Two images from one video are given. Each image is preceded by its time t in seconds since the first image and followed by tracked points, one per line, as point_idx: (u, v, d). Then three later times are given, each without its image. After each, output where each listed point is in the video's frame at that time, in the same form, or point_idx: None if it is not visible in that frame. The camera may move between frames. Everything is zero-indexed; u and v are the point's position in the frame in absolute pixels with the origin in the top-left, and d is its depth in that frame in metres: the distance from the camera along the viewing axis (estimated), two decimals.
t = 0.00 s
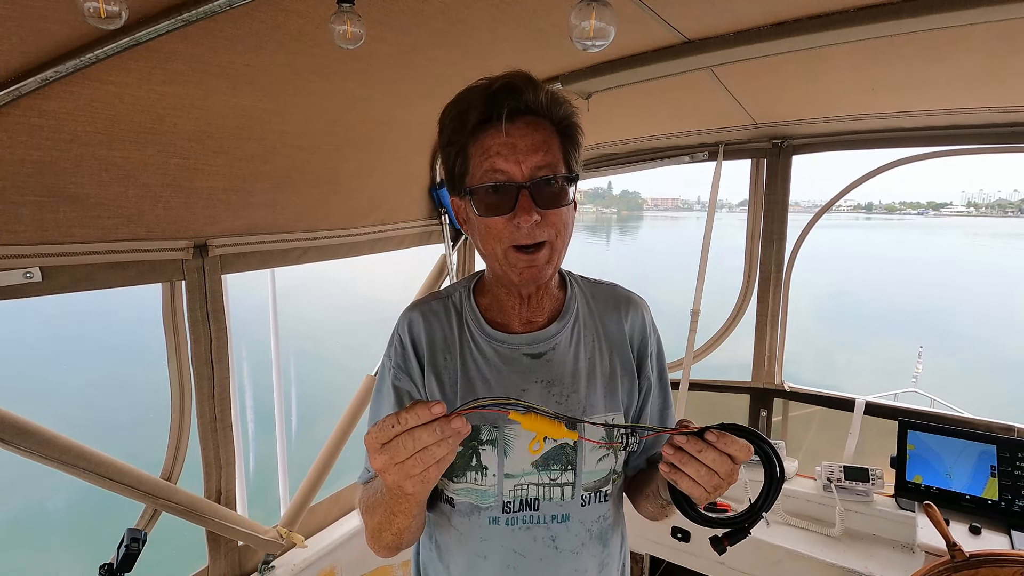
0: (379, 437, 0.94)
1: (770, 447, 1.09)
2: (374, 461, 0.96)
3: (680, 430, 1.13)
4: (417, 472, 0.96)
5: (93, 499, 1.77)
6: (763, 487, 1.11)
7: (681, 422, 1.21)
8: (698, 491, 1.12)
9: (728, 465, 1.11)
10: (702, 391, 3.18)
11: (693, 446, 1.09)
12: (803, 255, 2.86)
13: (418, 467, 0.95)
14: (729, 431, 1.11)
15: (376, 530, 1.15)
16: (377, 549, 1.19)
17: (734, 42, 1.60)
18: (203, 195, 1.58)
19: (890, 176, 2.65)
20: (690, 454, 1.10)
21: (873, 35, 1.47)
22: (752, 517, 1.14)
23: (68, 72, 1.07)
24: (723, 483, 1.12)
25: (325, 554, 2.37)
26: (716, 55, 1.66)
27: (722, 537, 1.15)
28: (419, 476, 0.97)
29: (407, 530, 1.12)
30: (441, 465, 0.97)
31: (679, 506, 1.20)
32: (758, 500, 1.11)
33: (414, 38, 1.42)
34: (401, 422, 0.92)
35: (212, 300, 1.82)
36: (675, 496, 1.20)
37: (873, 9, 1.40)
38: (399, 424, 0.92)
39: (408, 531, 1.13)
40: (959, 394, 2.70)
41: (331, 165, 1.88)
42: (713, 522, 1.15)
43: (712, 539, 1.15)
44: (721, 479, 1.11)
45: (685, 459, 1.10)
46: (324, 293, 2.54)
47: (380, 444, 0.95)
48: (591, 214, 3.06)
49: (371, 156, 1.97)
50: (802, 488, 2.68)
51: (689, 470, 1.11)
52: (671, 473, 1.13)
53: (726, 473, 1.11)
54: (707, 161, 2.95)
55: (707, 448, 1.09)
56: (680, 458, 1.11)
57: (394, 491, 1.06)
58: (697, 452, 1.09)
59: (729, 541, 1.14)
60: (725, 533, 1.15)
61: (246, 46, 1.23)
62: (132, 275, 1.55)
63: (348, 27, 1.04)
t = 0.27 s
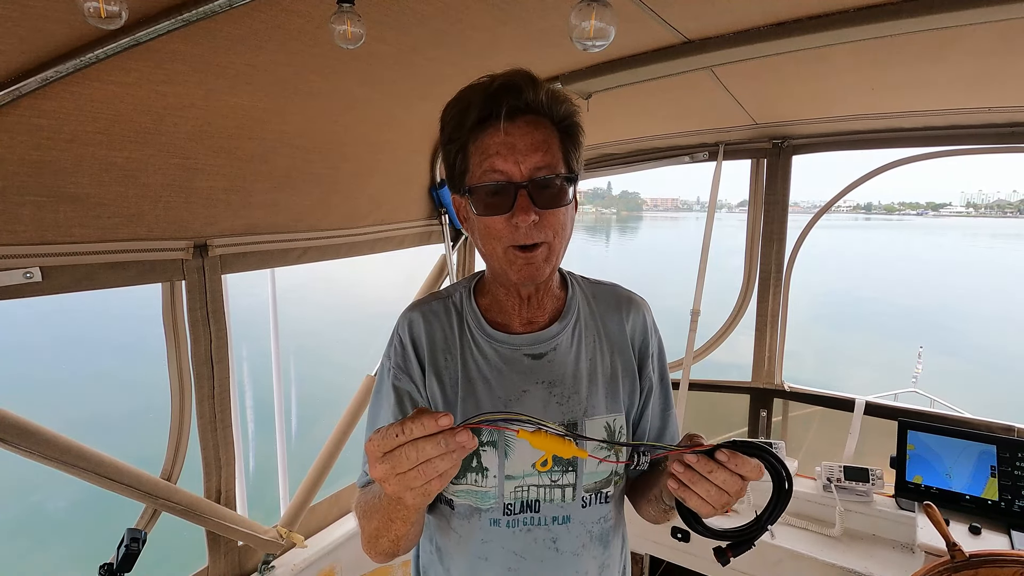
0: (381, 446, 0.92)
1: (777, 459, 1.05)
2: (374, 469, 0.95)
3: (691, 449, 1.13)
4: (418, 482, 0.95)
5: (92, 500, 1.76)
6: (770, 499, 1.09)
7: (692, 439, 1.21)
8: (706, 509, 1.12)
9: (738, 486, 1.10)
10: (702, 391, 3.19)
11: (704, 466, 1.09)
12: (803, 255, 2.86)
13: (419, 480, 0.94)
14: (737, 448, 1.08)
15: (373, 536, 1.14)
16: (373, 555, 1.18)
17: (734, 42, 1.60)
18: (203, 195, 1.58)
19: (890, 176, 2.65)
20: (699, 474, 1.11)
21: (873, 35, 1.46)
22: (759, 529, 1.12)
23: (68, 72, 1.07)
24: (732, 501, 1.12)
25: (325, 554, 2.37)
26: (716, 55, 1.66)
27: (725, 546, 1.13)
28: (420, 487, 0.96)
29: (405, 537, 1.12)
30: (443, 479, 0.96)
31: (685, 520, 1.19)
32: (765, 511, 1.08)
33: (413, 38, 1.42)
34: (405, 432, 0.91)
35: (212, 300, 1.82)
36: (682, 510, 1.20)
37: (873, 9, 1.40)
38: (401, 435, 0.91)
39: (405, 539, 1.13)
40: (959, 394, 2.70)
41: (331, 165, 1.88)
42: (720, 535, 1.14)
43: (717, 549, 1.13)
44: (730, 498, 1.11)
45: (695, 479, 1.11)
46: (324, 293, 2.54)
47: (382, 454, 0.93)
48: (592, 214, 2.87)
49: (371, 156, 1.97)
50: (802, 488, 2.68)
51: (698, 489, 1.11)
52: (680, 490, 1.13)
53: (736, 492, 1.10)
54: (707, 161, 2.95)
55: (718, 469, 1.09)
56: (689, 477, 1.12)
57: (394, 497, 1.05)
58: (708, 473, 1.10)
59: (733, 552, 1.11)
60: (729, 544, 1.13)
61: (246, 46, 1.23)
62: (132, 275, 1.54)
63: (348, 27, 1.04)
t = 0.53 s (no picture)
0: (383, 434, 0.92)
1: (778, 469, 1.06)
2: (375, 458, 0.95)
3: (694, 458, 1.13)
4: (417, 472, 0.94)
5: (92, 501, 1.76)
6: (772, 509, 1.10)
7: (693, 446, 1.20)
8: (708, 519, 1.12)
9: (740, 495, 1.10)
10: (702, 391, 3.19)
11: (707, 477, 1.09)
12: (804, 255, 2.86)
13: (418, 471, 0.94)
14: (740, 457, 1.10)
15: (370, 538, 1.14)
16: (369, 556, 1.18)
17: (734, 42, 1.60)
18: (203, 195, 1.58)
19: (890, 176, 2.65)
20: (702, 484, 1.10)
21: (872, 35, 1.47)
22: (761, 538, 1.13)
23: (68, 72, 1.07)
24: (735, 511, 1.12)
25: (325, 555, 2.37)
26: (715, 55, 1.66)
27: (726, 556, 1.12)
28: (419, 479, 0.96)
29: (402, 539, 1.12)
30: (441, 473, 0.96)
31: (687, 531, 1.19)
32: (767, 520, 1.09)
33: (413, 38, 1.42)
34: (408, 420, 0.91)
35: (212, 300, 1.82)
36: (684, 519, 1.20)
37: (873, 9, 1.40)
38: (403, 423, 0.91)
39: (402, 541, 1.13)
40: (959, 395, 2.69)
41: (331, 165, 1.88)
42: (721, 543, 1.13)
43: (717, 559, 1.12)
44: (733, 508, 1.11)
45: (697, 488, 1.11)
46: (324, 293, 2.54)
47: (383, 442, 0.93)
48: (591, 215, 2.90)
49: (371, 156, 1.97)
50: (802, 489, 2.68)
51: (701, 499, 1.11)
52: (682, 499, 1.13)
53: (739, 502, 1.10)
54: (707, 161, 2.95)
55: (721, 479, 1.09)
56: (692, 486, 1.11)
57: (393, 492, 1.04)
58: (711, 483, 1.09)
59: (733, 561, 1.11)
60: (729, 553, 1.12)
61: (245, 46, 1.23)
62: (132, 275, 1.54)
63: (348, 27, 1.04)
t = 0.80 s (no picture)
0: (386, 443, 0.92)
1: (790, 470, 1.07)
2: (374, 467, 0.94)
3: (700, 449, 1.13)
4: (414, 486, 0.94)
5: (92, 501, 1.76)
6: (777, 508, 1.10)
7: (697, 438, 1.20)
8: (714, 511, 1.12)
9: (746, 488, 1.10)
10: (702, 391, 3.19)
11: (714, 467, 1.09)
12: (803, 255, 2.85)
13: (416, 485, 0.94)
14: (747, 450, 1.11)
15: (366, 543, 1.13)
16: (365, 562, 1.17)
17: (734, 42, 1.60)
18: (203, 195, 1.58)
19: (889, 176, 2.65)
20: (709, 474, 1.10)
21: (872, 35, 1.47)
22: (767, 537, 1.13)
23: (68, 72, 1.07)
24: (739, 504, 1.12)
25: (325, 554, 2.37)
26: (716, 55, 1.66)
27: (732, 558, 1.13)
28: (418, 492, 0.96)
29: (399, 548, 1.12)
30: (438, 491, 0.96)
31: (693, 527, 1.18)
32: (772, 520, 1.10)
33: (413, 38, 1.41)
34: (410, 432, 0.91)
35: (212, 300, 1.82)
36: (689, 514, 1.19)
37: (873, 9, 1.40)
38: (405, 434, 0.91)
39: (398, 549, 1.13)
40: (959, 395, 2.69)
41: (331, 165, 1.88)
42: (726, 543, 1.14)
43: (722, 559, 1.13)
44: (739, 501, 1.11)
45: (704, 478, 1.10)
46: (324, 293, 2.54)
47: (383, 452, 0.93)
48: (591, 216, 2.89)
49: (371, 156, 1.97)
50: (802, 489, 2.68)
51: (708, 490, 1.11)
52: (688, 491, 1.13)
53: (744, 495, 1.10)
54: (707, 161, 2.95)
55: (728, 469, 1.09)
56: (699, 477, 1.11)
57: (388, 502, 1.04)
58: (719, 473, 1.09)
59: (738, 562, 1.12)
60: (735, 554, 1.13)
61: (245, 46, 1.23)
62: (132, 275, 1.54)
63: (348, 27, 1.04)
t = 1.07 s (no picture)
0: (378, 477, 0.92)
1: (792, 467, 1.08)
2: (369, 501, 0.94)
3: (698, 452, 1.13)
4: (410, 519, 0.93)
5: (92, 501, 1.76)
6: (783, 505, 1.10)
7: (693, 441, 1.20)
8: (717, 514, 1.12)
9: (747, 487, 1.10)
10: (702, 391, 3.19)
11: (713, 469, 1.09)
12: (803, 255, 2.85)
13: (412, 520, 0.93)
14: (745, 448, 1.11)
15: (368, 554, 1.10)
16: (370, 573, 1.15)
17: (734, 42, 1.60)
18: (203, 195, 1.58)
19: (889, 176, 2.65)
20: (708, 477, 1.10)
21: (872, 35, 1.47)
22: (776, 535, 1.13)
23: (68, 72, 1.07)
24: (741, 503, 1.12)
25: (325, 554, 2.37)
26: (716, 55, 1.66)
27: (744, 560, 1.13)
28: (413, 525, 0.95)
29: (402, 559, 1.08)
30: (433, 527, 0.96)
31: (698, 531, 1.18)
32: (779, 518, 1.10)
33: (413, 38, 1.42)
34: (400, 467, 0.89)
35: (212, 300, 1.82)
36: (692, 518, 1.19)
37: (873, 9, 1.40)
38: (396, 470, 0.90)
39: (402, 561, 1.09)
40: (959, 394, 2.69)
41: (331, 165, 1.88)
42: (736, 546, 1.13)
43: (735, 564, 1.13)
44: (740, 501, 1.11)
45: (703, 482, 1.10)
46: (324, 293, 2.54)
47: (377, 486, 0.93)
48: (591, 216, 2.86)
49: (371, 156, 1.97)
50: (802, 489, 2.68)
51: (708, 493, 1.10)
52: (689, 497, 1.13)
53: (745, 494, 1.10)
54: (707, 161, 2.95)
55: (727, 470, 1.09)
56: (697, 481, 1.11)
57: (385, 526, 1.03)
58: (717, 474, 1.09)
59: (753, 564, 1.12)
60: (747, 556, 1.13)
61: (245, 46, 1.23)
62: (132, 275, 1.54)
63: (348, 27, 1.04)
